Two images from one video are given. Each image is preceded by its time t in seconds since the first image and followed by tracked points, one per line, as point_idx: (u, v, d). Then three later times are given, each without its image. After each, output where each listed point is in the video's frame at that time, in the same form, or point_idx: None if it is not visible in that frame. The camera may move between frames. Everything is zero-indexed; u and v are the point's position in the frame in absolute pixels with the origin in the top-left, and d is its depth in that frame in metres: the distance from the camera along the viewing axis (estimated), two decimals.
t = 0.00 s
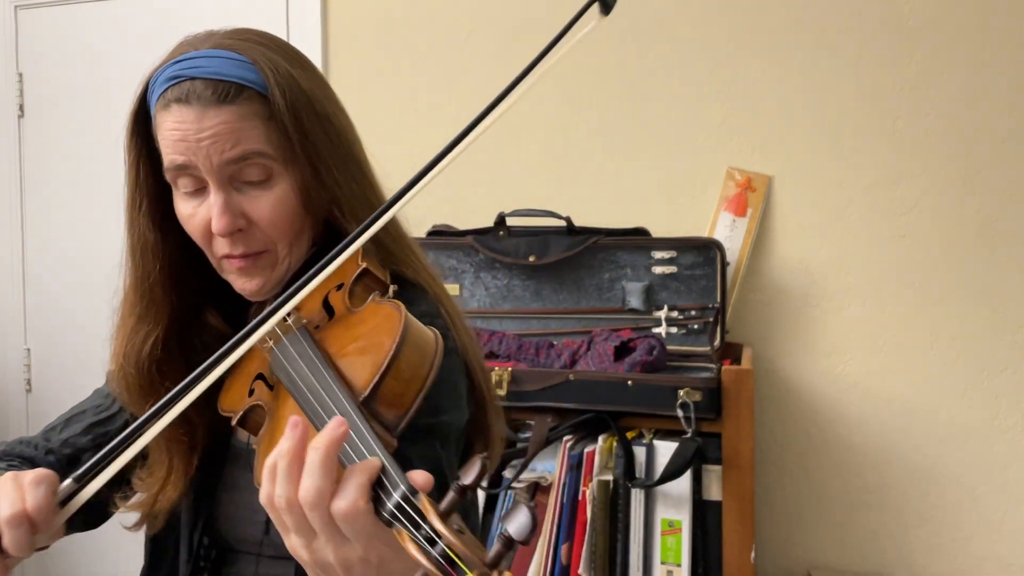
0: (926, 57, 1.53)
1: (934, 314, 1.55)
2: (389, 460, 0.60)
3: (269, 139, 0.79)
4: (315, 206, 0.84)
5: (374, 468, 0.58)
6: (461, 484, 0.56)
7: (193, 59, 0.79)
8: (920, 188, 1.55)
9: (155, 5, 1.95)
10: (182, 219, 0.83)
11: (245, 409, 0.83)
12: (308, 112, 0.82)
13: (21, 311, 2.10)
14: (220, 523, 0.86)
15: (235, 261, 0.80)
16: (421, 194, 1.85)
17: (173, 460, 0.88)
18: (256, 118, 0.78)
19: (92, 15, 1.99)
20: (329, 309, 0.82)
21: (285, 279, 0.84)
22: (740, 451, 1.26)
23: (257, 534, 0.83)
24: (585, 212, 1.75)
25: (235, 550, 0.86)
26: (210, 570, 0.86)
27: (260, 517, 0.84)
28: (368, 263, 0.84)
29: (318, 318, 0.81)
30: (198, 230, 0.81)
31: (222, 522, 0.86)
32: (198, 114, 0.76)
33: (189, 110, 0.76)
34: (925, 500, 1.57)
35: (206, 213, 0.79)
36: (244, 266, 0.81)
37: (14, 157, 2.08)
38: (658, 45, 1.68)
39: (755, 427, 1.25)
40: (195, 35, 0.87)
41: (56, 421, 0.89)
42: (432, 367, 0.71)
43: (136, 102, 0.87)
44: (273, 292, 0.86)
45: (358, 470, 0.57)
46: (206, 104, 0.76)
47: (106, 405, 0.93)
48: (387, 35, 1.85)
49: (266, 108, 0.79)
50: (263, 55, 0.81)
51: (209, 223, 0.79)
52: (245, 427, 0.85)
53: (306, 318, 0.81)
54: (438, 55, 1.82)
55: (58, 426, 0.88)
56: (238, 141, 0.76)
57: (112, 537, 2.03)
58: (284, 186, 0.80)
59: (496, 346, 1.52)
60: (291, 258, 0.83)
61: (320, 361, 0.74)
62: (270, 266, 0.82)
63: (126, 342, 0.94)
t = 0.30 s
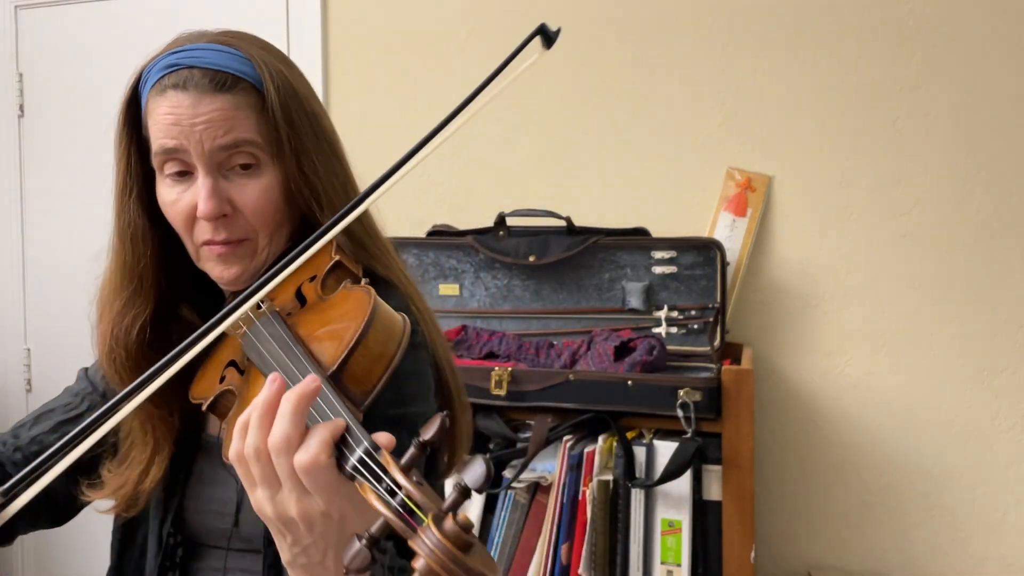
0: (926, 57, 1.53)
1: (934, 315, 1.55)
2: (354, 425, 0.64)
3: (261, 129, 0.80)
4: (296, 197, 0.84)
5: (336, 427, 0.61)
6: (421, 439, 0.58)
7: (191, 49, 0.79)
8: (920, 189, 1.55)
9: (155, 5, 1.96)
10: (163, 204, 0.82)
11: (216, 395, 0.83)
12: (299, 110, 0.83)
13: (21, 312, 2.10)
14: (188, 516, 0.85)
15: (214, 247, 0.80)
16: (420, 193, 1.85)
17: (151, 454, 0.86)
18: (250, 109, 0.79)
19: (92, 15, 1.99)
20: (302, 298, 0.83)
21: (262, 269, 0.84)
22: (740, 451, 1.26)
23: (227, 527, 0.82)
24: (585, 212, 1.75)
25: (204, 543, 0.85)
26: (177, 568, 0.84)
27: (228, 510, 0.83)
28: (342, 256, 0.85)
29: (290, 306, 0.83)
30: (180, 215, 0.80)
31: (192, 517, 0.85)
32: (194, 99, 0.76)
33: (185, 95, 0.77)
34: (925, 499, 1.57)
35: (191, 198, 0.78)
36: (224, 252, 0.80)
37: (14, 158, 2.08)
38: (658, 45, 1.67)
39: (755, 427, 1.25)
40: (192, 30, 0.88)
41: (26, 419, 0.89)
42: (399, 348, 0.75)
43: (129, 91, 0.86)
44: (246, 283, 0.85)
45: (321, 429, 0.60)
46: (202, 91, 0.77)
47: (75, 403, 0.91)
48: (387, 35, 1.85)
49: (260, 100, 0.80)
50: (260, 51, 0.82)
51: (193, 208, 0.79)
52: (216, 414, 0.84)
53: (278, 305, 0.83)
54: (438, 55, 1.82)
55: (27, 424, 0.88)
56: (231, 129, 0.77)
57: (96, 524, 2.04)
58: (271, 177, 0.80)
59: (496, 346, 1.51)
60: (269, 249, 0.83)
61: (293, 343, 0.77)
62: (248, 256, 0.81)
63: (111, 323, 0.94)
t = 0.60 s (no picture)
0: (926, 57, 1.53)
1: (934, 314, 1.55)
2: (353, 391, 0.67)
3: (256, 123, 0.82)
4: (280, 194, 0.85)
5: (340, 392, 0.63)
6: (423, 404, 0.63)
7: (196, 41, 0.82)
8: (920, 189, 1.55)
9: (155, 6, 1.96)
10: (151, 187, 0.83)
11: (195, 383, 0.83)
12: (294, 111, 0.86)
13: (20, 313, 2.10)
14: (157, 515, 0.85)
15: (199, 234, 0.80)
16: (420, 193, 1.85)
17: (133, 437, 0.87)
18: (248, 105, 0.82)
19: (91, 16, 2.00)
20: (285, 289, 0.83)
21: (241, 262, 0.84)
22: (740, 451, 1.26)
23: (199, 521, 0.84)
24: (585, 212, 1.75)
25: (174, 541, 0.86)
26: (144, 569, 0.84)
27: (201, 504, 0.84)
28: (323, 250, 0.86)
29: (273, 296, 0.83)
30: (168, 200, 0.81)
31: (162, 514, 0.85)
32: (198, 89, 0.79)
33: (188, 83, 0.79)
34: (924, 499, 1.57)
35: (183, 183, 0.80)
36: (208, 239, 0.80)
37: (14, 158, 2.08)
38: (658, 45, 1.67)
39: (755, 426, 1.26)
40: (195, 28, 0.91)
41: None
42: (387, 333, 0.78)
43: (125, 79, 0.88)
44: (222, 275, 0.85)
45: (326, 393, 0.62)
46: (206, 82, 0.79)
47: (38, 403, 0.92)
48: (387, 34, 1.85)
49: (258, 97, 0.83)
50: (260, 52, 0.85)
51: (183, 192, 0.80)
52: (193, 402, 0.84)
53: (261, 295, 0.83)
54: (438, 55, 1.82)
55: None
56: (229, 120, 0.79)
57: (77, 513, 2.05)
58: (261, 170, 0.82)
59: (496, 346, 1.51)
60: (251, 242, 0.84)
61: (284, 326, 0.78)
62: (231, 246, 0.82)
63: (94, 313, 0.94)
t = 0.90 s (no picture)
0: (926, 57, 1.53)
1: (934, 315, 1.55)
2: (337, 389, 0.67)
3: (259, 122, 0.85)
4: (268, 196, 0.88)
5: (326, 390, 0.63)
6: (408, 404, 0.64)
7: (211, 38, 0.85)
8: (920, 189, 1.55)
9: (155, 6, 1.96)
10: (145, 172, 0.84)
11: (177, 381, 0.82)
12: (292, 117, 0.90)
13: (20, 313, 2.10)
14: (141, 514, 0.85)
15: (189, 223, 0.81)
16: (420, 192, 1.85)
17: (121, 422, 0.86)
18: (254, 102, 0.85)
19: (91, 16, 2.00)
20: (268, 287, 0.86)
21: (224, 256, 0.86)
22: (740, 451, 1.26)
23: (183, 521, 0.83)
24: (585, 212, 1.75)
25: (159, 541, 0.85)
26: (130, 567, 0.84)
27: (184, 504, 0.83)
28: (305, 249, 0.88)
29: (256, 295, 0.85)
30: (162, 185, 0.82)
31: (146, 514, 0.85)
32: (210, 81, 0.82)
33: (200, 74, 0.82)
34: (925, 499, 1.57)
35: (181, 170, 0.81)
36: (198, 229, 0.81)
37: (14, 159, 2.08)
38: (658, 45, 1.67)
39: (755, 426, 1.26)
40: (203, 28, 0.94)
41: None
42: (371, 333, 0.78)
43: (131, 64, 0.89)
44: (205, 266, 0.86)
45: (312, 393, 0.62)
46: (218, 76, 0.82)
47: (15, 406, 0.91)
48: (387, 34, 1.85)
49: (262, 98, 0.86)
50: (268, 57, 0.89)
51: (180, 179, 0.81)
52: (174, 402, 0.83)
53: (243, 295, 0.85)
54: (438, 55, 1.82)
55: None
56: (236, 115, 0.82)
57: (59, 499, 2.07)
58: (257, 168, 0.85)
59: (496, 346, 1.51)
60: (237, 237, 0.85)
61: (268, 325, 0.79)
62: (218, 239, 0.83)
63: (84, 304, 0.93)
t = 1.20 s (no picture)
0: (926, 56, 1.53)
1: (934, 314, 1.55)
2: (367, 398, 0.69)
3: (272, 125, 0.89)
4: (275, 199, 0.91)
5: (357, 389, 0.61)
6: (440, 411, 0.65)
7: (230, 38, 0.88)
8: (920, 189, 1.55)
9: (155, 6, 1.96)
10: (157, 165, 0.86)
11: (184, 381, 0.82)
12: (305, 122, 0.94)
13: (20, 313, 2.10)
14: (142, 514, 0.86)
15: (198, 218, 0.85)
16: (420, 192, 1.85)
17: (135, 421, 0.87)
18: (268, 104, 0.89)
19: (92, 16, 2.00)
20: (277, 290, 0.86)
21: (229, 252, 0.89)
22: (740, 451, 1.26)
23: (186, 521, 0.84)
24: (585, 212, 1.75)
25: (160, 541, 0.86)
26: (129, 568, 0.85)
27: (187, 504, 0.85)
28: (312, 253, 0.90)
29: (266, 298, 0.86)
30: (175, 179, 0.85)
31: (147, 514, 0.86)
32: (228, 80, 0.85)
33: (219, 74, 0.85)
34: (925, 500, 1.57)
35: (195, 165, 0.84)
36: (207, 224, 0.85)
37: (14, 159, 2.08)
38: (658, 44, 1.67)
39: (755, 426, 1.25)
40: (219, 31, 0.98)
41: None
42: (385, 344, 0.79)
43: (145, 58, 0.92)
44: (210, 263, 0.89)
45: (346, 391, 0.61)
46: (236, 76, 0.86)
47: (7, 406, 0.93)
48: (387, 34, 1.85)
49: (277, 101, 0.90)
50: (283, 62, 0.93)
51: (192, 174, 0.84)
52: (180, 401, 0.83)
53: (253, 297, 0.85)
54: (438, 55, 1.82)
55: None
56: (251, 116, 0.86)
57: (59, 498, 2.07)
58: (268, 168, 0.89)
59: (496, 346, 1.51)
60: (243, 235, 0.89)
61: (286, 328, 0.79)
62: (226, 236, 0.87)
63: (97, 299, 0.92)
